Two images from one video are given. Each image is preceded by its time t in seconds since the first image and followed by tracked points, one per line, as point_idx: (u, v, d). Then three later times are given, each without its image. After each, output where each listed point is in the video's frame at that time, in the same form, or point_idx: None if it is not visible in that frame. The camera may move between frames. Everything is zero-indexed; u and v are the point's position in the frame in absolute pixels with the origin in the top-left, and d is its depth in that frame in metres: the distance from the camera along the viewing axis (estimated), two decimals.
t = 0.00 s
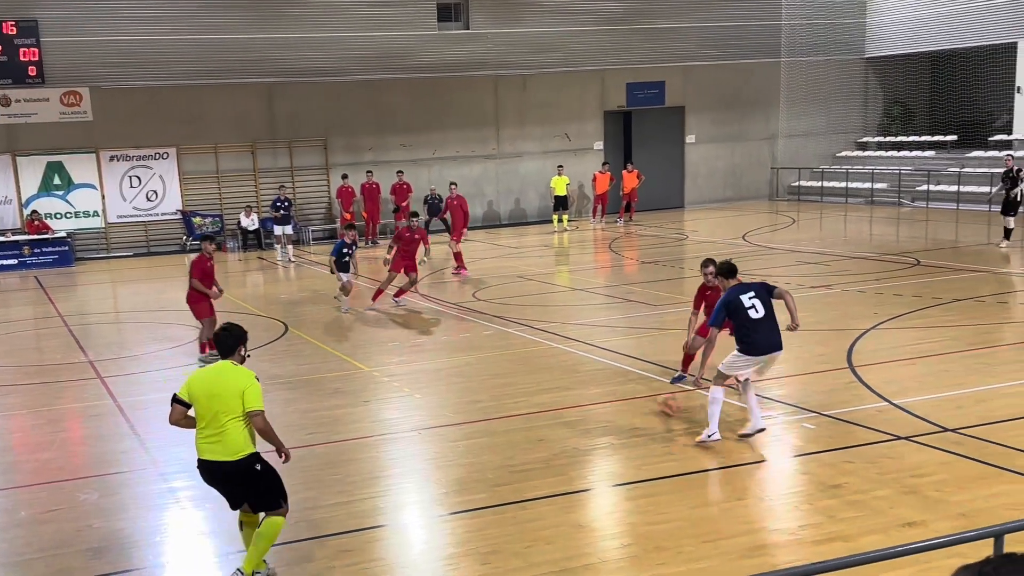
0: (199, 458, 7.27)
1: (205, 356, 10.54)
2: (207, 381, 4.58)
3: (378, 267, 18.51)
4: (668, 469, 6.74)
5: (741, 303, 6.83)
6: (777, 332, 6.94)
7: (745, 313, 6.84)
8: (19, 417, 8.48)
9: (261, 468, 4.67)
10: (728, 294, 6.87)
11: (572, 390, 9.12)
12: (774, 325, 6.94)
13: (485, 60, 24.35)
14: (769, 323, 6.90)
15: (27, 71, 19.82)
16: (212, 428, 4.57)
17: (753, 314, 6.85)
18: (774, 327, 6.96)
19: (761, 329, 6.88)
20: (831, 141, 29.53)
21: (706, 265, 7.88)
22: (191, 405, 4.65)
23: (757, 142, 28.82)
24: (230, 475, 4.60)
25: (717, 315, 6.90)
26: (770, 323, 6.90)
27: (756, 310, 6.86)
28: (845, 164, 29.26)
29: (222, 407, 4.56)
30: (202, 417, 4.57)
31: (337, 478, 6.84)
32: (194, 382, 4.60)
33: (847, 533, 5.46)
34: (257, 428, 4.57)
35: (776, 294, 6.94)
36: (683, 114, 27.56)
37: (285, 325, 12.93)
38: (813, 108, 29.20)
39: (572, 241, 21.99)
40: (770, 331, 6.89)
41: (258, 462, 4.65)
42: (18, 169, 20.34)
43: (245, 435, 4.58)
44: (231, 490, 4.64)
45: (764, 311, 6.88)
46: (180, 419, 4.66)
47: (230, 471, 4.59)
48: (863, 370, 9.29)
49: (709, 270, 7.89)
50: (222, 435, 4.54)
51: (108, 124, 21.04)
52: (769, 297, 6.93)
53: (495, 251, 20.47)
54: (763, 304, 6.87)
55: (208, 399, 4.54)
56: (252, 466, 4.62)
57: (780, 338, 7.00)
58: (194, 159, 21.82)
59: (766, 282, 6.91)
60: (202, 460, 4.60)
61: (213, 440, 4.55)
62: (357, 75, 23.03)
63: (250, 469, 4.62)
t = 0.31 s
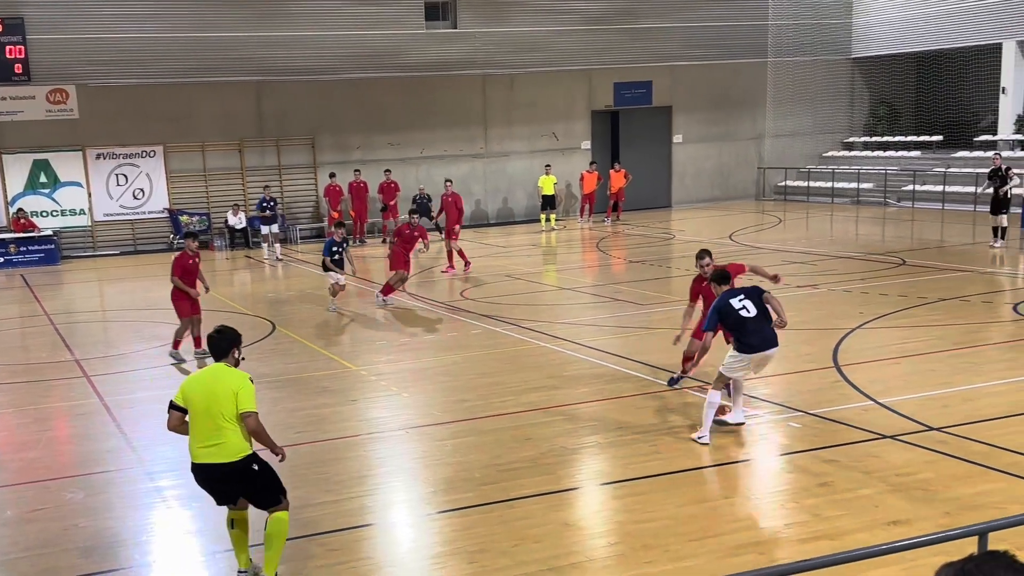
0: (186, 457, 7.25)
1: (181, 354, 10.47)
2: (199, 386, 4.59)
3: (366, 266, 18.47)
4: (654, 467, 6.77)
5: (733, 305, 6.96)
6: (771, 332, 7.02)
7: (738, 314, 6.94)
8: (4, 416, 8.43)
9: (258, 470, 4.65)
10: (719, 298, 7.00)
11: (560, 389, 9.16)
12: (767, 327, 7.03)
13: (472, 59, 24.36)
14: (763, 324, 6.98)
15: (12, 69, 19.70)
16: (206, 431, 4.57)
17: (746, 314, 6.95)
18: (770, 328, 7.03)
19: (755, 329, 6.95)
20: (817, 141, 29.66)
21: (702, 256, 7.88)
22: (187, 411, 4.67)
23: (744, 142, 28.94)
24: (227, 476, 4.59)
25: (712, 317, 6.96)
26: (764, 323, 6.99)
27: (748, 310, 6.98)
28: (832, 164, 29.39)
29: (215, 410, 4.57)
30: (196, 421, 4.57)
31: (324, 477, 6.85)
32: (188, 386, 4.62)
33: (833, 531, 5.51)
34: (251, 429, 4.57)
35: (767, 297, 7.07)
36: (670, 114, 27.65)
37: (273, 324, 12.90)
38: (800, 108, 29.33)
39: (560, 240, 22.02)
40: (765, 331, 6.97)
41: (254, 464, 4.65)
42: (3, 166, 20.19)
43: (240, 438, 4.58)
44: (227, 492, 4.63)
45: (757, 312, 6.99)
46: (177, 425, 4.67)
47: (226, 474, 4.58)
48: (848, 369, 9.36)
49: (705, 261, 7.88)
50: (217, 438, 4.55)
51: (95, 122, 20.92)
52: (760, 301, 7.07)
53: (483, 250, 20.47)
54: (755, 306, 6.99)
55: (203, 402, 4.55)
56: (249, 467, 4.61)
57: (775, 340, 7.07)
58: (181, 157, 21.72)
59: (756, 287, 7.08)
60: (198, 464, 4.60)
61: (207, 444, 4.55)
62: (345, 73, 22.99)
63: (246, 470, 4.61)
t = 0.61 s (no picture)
0: (172, 457, 7.23)
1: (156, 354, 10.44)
2: (192, 380, 4.59)
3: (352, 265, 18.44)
4: (641, 466, 6.82)
5: (727, 309, 6.97)
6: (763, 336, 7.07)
7: (730, 320, 6.97)
8: None
9: (252, 463, 4.66)
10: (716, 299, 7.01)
11: (546, 388, 9.19)
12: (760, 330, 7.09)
13: (459, 58, 24.32)
14: (754, 331, 7.02)
15: None
16: (200, 426, 4.56)
17: (737, 321, 6.98)
18: (761, 335, 7.06)
19: (744, 336, 7.00)
20: (803, 141, 29.79)
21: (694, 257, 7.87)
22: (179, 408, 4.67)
23: (729, 142, 29.07)
24: (222, 470, 4.58)
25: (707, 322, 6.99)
26: (756, 328, 7.03)
27: (740, 317, 6.98)
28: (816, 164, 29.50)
29: (208, 404, 4.56)
30: (190, 415, 4.56)
31: (310, 476, 6.85)
32: (180, 381, 4.61)
33: (817, 529, 5.56)
34: (246, 421, 4.57)
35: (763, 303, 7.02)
36: (655, 113, 27.74)
37: (259, 323, 12.86)
38: (785, 108, 29.46)
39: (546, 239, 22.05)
40: (756, 336, 7.02)
41: (249, 457, 4.65)
42: None
43: (235, 431, 4.58)
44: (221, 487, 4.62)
45: (748, 319, 7.00)
46: (169, 422, 4.66)
47: (222, 467, 4.57)
48: (833, 368, 9.44)
49: (697, 260, 7.88)
50: (213, 431, 4.54)
51: (80, 121, 20.79)
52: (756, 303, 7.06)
53: (469, 250, 20.47)
54: (750, 311, 7.00)
55: (197, 395, 4.54)
56: (243, 461, 4.61)
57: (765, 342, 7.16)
58: (167, 155, 21.61)
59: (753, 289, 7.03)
60: (192, 459, 4.58)
61: (202, 438, 4.54)
62: (331, 72, 22.93)
63: (241, 464, 4.61)
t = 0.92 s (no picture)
0: (155, 456, 7.21)
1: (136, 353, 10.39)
2: (184, 374, 4.58)
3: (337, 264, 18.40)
4: (624, 465, 6.87)
5: (727, 298, 7.11)
6: (762, 331, 7.17)
7: (726, 311, 7.13)
8: None
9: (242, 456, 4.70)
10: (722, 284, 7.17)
11: (531, 387, 9.23)
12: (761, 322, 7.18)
13: (444, 58, 24.31)
14: (751, 325, 7.12)
15: None
16: (193, 419, 4.56)
17: (734, 314, 7.11)
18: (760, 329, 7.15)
19: (738, 329, 7.14)
20: (786, 142, 29.93)
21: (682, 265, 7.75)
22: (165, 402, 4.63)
23: (713, 142, 29.22)
24: (213, 464, 4.60)
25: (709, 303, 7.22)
26: (753, 324, 7.12)
27: (738, 311, 7.10)
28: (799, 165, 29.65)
29: (202, 396, 4.57)
30: (183, 409, 4.55)
31: (294, 475, 6.86)
32: (170, 374, 4.59)
33: (799, 527, 5.63)
34: (240, 413, 4.64)
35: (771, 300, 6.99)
36: (640, 113, 27.85)
37: (243, 322, 12.82)
38: (769, 109, 29.62)
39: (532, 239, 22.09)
40: (753, 330, 7.15)
41: (239, 449, 4.69)
42: None
43: (228, 423, 4.62)
44: (211, 481, 4.63)
45: (746, 314, 7.10)
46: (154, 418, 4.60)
47: (214, 461, 4.59)
48: (815, 368, 9.53)
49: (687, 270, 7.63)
50: (206, 424, 4.56)
51: (63, 119, 20.66)
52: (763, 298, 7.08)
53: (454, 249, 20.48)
54: (750, 306, 7.07)
55: (191, 388, 4.54)
56: (234, 454, 4.65)
57: (768, 334, 7.25)
58: (151, 154, 21.49)
59: (762, 286, 7.01)
60: (183, 454, 4.57)
61: (196, 430, 4.54)
62: (316, 71, 22.88)
63: (233, 456, 4.64)
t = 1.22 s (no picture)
0: (138, 456, 7.19)
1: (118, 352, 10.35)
2: (169, 371, 4.59)
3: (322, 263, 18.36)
4: (607, 464, 6.93)
5: (733, 285, 7.21)
6: (763, 321, 7.21)
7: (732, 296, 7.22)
8: None
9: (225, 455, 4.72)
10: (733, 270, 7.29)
11: (515, 387, 9.26)
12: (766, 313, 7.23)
13: (427, 57, 24.29)
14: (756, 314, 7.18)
15: None
16: (180, 417, 4.57)
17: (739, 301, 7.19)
18: (764, 318, 7.20)
19: (742, 315, 7.21)
20: (767, 142, 30.08)
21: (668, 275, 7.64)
22: (149, 400, 4.61)
23: (695, 143, 29.37)
24: (200, 463, 4.61)
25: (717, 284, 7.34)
26: (756, 313, 7.18)
27: (744, 298, 7.16)
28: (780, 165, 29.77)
29: (189, 394, 4.58)
30: (171, 406, 4.56)
31: (276, 475, 6.86)
32: (155, 372, 4.59)
33: (780, 526, 5.70)
34: (227, 410, 4.68)
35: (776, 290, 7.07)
36: (622, 114, 27.97)
37: (226, 322, 12.78)
38: (751, 109, 29.75)
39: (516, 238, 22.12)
40: (754, 319, 7.20)
41: (223, 449, 4.71)
42: None
43: (214, 420, 4.64)
44: (196, 480, 4.62)
45: (751, 302, 7.16)
46: (137, 417, 4.56)
47: (200, 459, 4.60)
48: (797, 367, 9.63)
49: (673, 277, 7.60)
50: (193, 422, 4.57)
51: (44, 117, 20.51)
52: (770, 289, 7.15)
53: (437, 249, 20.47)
54: (755, 295, 7.13)
55: (180, 385, 4.55)
56: (219, 453, 4.67)
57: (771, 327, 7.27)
58: (134, 152, 21.33)
59: (768, 276, 7.07)
60: (169, 453, 4.55)
61: (184, 427, 4.55)
62: (299, 70, 22.84)
63: (217, 456, 4.66)
